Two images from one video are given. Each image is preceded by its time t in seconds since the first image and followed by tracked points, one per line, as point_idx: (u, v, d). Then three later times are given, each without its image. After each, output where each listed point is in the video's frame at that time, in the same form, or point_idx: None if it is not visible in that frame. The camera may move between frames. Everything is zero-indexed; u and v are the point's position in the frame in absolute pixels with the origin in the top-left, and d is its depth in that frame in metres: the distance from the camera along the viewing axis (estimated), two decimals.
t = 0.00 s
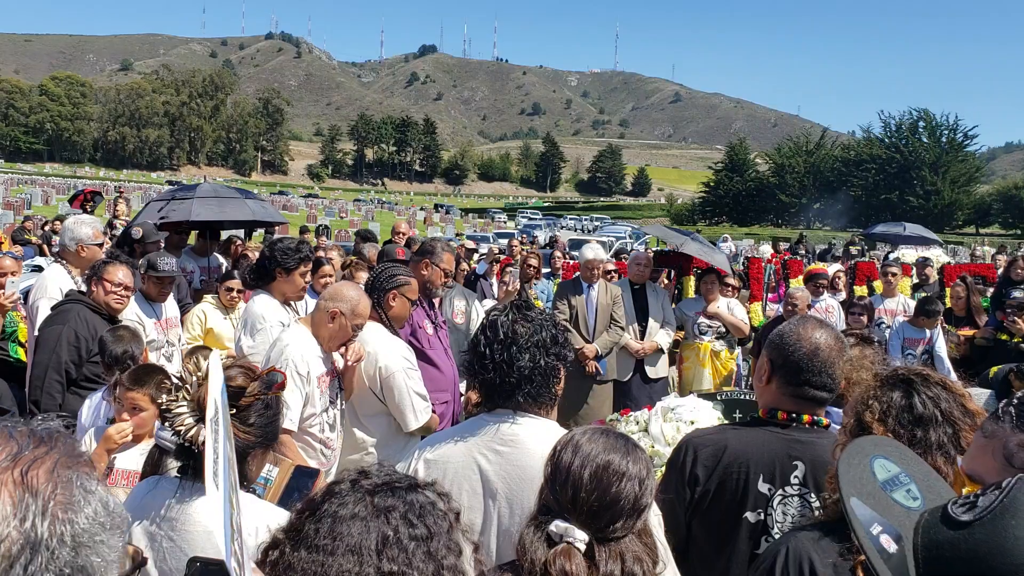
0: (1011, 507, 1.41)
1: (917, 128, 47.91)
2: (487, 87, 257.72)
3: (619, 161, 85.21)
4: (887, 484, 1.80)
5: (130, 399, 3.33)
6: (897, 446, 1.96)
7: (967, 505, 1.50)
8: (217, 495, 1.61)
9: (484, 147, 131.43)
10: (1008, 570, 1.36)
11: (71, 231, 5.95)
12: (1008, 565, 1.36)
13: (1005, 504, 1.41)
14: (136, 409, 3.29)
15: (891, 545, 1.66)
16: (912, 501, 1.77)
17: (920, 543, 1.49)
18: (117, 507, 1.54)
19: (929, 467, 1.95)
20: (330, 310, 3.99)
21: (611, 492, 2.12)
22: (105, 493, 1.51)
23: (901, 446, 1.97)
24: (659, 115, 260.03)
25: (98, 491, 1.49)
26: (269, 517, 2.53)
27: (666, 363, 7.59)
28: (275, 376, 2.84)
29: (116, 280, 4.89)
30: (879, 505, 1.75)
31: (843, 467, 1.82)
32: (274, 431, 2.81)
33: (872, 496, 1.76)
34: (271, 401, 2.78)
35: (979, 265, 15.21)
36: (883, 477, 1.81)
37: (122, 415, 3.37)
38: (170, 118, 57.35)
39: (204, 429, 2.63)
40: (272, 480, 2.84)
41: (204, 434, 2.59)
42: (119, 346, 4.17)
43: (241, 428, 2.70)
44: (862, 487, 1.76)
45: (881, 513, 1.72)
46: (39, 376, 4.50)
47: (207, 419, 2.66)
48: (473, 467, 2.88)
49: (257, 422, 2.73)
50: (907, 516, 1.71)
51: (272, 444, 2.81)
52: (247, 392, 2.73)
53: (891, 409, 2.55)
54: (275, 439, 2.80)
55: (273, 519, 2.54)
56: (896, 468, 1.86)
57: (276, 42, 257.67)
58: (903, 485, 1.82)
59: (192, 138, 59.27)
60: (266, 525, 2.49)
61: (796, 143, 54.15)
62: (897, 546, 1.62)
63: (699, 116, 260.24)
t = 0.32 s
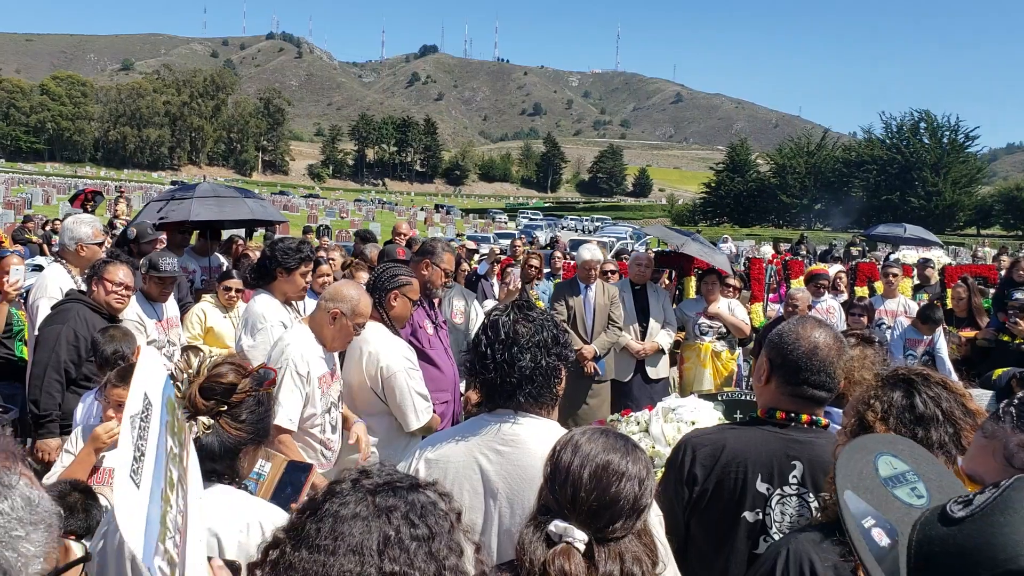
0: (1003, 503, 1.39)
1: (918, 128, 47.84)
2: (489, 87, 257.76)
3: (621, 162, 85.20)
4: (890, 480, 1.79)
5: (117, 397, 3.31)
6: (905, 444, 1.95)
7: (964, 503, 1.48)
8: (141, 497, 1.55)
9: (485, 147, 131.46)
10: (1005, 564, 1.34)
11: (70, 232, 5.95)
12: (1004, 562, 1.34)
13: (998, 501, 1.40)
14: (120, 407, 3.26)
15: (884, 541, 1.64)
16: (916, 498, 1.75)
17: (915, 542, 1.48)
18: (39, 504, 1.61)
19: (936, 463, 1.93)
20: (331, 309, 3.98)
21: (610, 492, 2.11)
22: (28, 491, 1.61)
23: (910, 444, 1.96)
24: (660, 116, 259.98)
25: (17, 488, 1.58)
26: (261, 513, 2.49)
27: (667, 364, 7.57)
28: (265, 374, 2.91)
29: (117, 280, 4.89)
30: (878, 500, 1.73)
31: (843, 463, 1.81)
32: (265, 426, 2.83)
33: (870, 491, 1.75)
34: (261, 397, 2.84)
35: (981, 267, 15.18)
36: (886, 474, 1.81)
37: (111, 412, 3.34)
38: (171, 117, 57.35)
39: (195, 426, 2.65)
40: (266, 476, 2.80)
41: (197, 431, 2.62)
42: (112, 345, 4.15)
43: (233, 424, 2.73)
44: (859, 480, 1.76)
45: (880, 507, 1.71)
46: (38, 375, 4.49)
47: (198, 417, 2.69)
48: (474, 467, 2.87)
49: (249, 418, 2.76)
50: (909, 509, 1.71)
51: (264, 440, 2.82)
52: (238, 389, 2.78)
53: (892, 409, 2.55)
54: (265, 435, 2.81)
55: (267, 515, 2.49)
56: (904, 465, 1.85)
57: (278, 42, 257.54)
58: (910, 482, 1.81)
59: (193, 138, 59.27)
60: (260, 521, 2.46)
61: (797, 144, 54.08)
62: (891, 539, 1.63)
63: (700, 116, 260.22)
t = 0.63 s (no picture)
0: (990, 507, 1.36)
1: (922, 129, 47.78)
2: (492, 86, 257.76)
3: (624, 162, 85.25)
4: (888, 490, 1.78)
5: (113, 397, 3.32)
6: (907, 454, 1.93)
7: (953, 509, 1.45)
8: (75, 502, 1.46)
9: (488, 148, 131.58)
10: (994, 565, 1.29)
11: (73, 232, 5.94)
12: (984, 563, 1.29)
13: (986, 506, 1.36)
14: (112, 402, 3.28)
15: (874, 549, 1.66)
16: (915, 510, 1.75)
17: (905, 549, 1.45)
18: None
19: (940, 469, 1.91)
20: (335, 310, 3.98)
21: (612, 491, 2.11)
22: None
23: (911, 454, 1.95)
24: (664, 116, 260.05)
25: None
26: (251, 509, 2.57)
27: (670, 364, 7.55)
28: (252, 368, 2.88)
29: (119, 279, 4.91)
30: (872, 510, 1.73)
31: (838, 471, 1.81)
32: (255, 420, 2.83)
33: (865, 499, 1.75)
34: (249, 392, 2.83)
35: (984, 267, 15.15)
36: (884, 486, 1.80)
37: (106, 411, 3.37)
38: (175, 118, 57.41)
39: (181, 420, 2.62)
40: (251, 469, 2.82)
41: (183, 426, 2.61)
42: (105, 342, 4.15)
43: (222, 418, 2.72)
44: (852, 489, 1.77)
45: (873, 517, 1.71)
46: (39, 375, 4.51)
47: (184, 411, 2.66)
48: (477, 467, 2.87)
49: (236, 412, 2.76)
50: (905, 521, 1.71)
51: (253, 434, 2.84)
52: (224, 382, 2.75)
53: (894, 409, 2.54)
54: (255, 429, 2.83)
55: (256, 509, 2.57)
56: (906, 477, 1.84)
57: (281, 42, 257.69)
58: (911, 491, 1.80)
59: (196, 138, 59.35)
60: (249, 516, 2.54)
61: (801, 144, 54.05)
62: (880, 547, 1.65)
63: (704, 116, 260.28)
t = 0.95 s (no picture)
0: (1000, 517, 1.34)
1: (926, 127, 47.69)
2: (495, 85, 257.86)
3: (627, 160, 85.25)
4: (900, 496, 1.79)
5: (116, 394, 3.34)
6: (921, 458, 1.92)
7: (965, 518, 1.43)
8: (51, 502, 1.45)
9: (492, 147, 131.67)
10: (1007, 573, 1.26)
11: (76, 231, 5.95)
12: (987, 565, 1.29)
13: (997, 516, 1.33)
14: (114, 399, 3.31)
15: (883, 555, 1.67)
16: (928, 516, 1.74)
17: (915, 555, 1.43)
18: None
19: (952, 472, 1.90)
20: (338, 309, 3.97)
21: (615, 489, 2.10)
22: None
23: (929, 460, 1.93)
24: (667, 114, 260.12)
25: None
26: (246, 502, 2.56)
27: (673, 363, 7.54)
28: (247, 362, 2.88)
29: (122, 278, 4.93)
30: (882, 516, 1.74)
31: (848, 475, 1.82)
32: (251, 414, 2.84)
33: (875, 504, 1.76)
34: (244, 385, 2.82)
35: (989, 265, 15.09)
36: (895, 492, 1.80)
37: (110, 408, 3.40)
38: (178, 117, 57.51)
39: (177, 413, 2.64)
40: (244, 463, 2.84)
41: (179, 420, 2.63)
42: (104, 341, 4.13)
43: (217, 413, 2.73)
44: (861, 497, 1.77)
45: (882, 524, 1.72)
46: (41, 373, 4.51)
47: (180, 405, 2.68)
48: (479, 465, 2.86)
49: (232, 406, 2.77)
50: (917, 527, 1.71)
51: (251, 428, 2.85)
52: (219, 376, 2.77)
53: (896, 407, 2.52)
54: (250, 424, 2.83)
55: (252, 502, 2.57)
56: (919, 483, 1.84)
57: (284, 41, 257.91)
58: (926, 497, 1.79)
59: (199, 137, 59.43)
60: (243, 508, 2.53)
61: (804, 143, 53.99)
62: (887, 553, 1.67)
63: (707, 114, 260.06)
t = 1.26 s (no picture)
0: None
1: (938, 123, 47.43)
2: (504, 81, 257.94)
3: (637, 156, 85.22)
4: (939, 488, 1.74)
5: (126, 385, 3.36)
6: (959, 449, 1.90)
7: (1008, 515, 1.45)
8: (32, 500, 1.42)
9: (501, 143, 131.82)
10: None
11: (86, 228, 6.00)
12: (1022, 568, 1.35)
13: None
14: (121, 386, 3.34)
15: (923, 549, 1.59)
16: (971, 511, 1.69)
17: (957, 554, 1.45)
18: None
19: (987, 460, 1.89)
20: (349, 306, 3.99)
21: (629, 485, 2.11)
22: None
23: (964, 448, 1.91)
24: (677, 110, 259.76)
25: None
26: (245, 489, 2.61)
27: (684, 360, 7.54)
28: (250, 355, 2.87)
29: (132, 275, 4.96)
30: (922, 509, 1.69)
31: (888, 465, 1.80)
32: (254, 407, 2.85)
33: (916, 496, 1.73)
34: (246, 377, 2.83)
35: (1002, 262, 14.98)
36: (938, 483, 1.75)
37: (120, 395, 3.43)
38: (188, 114, 57.80)
39: (178, 404, 2.66)
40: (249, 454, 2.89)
41: (180, 410, 2.66)
42: (113, 338, 4.16)
43: (218, 405, 2.74)
44: (899, 486, 1.74)
45: (923, 516, 1.67)
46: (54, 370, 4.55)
47: (181, 397, 2.70)
48: (490, 461, 2.87)
49: (233, 398, 2.77)
50: (959, 520, 1.66)
51: (253, 420, 2.86)
52: (219, 368, 2.77)
53: (908, 404, 2.51)
54: (253, 416, 2.85)
55: (252, 491, 2.62)
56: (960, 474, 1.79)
57: (294, 38, 258.62)
58: (966, 491, 1.74)
59: (209, 134, 59.73)
60: (242, 496, 2.58)
61: (815, 139, 53.78)
62: (925, 543, 1.62)
63: (717, 110, 259.32)
